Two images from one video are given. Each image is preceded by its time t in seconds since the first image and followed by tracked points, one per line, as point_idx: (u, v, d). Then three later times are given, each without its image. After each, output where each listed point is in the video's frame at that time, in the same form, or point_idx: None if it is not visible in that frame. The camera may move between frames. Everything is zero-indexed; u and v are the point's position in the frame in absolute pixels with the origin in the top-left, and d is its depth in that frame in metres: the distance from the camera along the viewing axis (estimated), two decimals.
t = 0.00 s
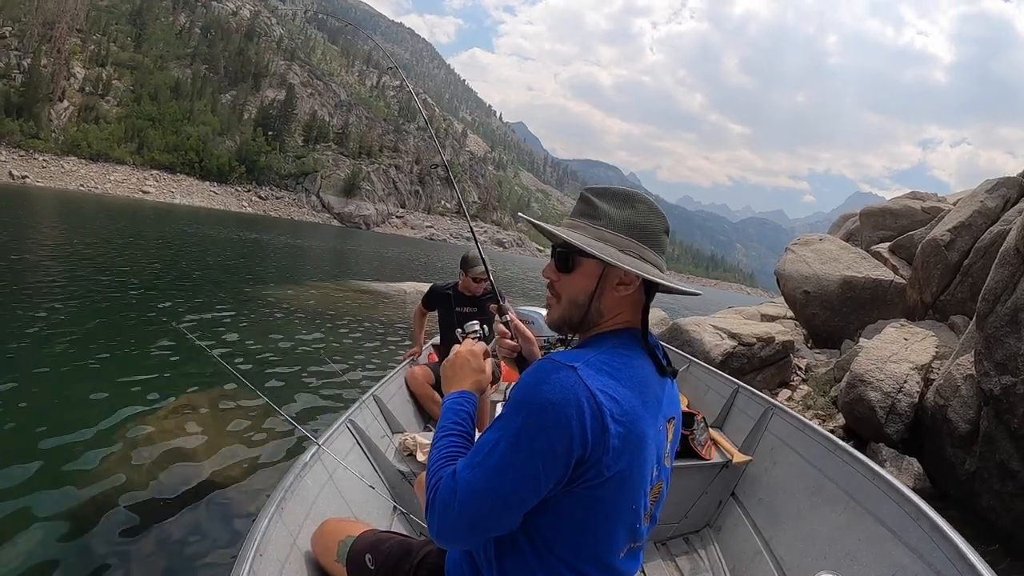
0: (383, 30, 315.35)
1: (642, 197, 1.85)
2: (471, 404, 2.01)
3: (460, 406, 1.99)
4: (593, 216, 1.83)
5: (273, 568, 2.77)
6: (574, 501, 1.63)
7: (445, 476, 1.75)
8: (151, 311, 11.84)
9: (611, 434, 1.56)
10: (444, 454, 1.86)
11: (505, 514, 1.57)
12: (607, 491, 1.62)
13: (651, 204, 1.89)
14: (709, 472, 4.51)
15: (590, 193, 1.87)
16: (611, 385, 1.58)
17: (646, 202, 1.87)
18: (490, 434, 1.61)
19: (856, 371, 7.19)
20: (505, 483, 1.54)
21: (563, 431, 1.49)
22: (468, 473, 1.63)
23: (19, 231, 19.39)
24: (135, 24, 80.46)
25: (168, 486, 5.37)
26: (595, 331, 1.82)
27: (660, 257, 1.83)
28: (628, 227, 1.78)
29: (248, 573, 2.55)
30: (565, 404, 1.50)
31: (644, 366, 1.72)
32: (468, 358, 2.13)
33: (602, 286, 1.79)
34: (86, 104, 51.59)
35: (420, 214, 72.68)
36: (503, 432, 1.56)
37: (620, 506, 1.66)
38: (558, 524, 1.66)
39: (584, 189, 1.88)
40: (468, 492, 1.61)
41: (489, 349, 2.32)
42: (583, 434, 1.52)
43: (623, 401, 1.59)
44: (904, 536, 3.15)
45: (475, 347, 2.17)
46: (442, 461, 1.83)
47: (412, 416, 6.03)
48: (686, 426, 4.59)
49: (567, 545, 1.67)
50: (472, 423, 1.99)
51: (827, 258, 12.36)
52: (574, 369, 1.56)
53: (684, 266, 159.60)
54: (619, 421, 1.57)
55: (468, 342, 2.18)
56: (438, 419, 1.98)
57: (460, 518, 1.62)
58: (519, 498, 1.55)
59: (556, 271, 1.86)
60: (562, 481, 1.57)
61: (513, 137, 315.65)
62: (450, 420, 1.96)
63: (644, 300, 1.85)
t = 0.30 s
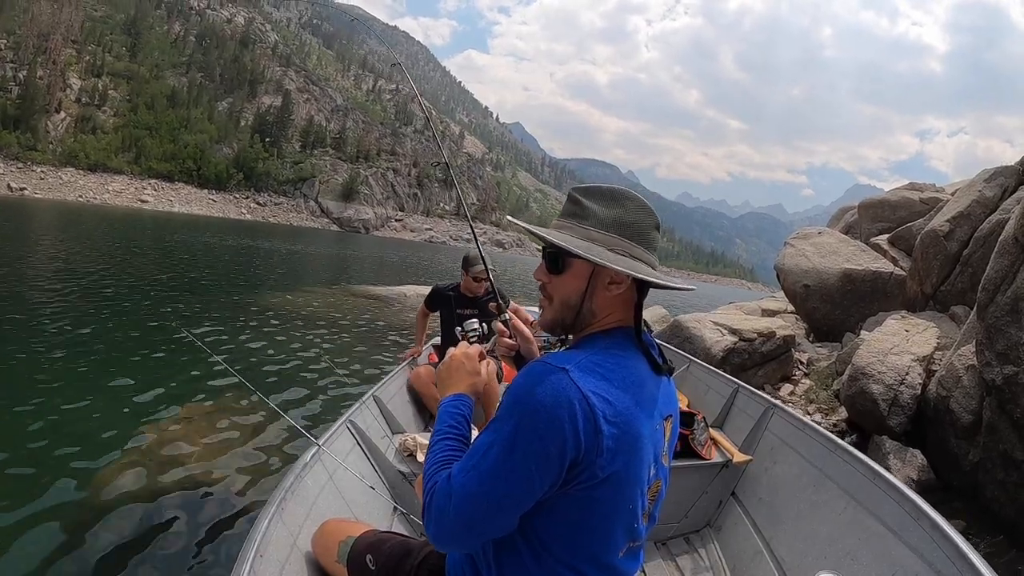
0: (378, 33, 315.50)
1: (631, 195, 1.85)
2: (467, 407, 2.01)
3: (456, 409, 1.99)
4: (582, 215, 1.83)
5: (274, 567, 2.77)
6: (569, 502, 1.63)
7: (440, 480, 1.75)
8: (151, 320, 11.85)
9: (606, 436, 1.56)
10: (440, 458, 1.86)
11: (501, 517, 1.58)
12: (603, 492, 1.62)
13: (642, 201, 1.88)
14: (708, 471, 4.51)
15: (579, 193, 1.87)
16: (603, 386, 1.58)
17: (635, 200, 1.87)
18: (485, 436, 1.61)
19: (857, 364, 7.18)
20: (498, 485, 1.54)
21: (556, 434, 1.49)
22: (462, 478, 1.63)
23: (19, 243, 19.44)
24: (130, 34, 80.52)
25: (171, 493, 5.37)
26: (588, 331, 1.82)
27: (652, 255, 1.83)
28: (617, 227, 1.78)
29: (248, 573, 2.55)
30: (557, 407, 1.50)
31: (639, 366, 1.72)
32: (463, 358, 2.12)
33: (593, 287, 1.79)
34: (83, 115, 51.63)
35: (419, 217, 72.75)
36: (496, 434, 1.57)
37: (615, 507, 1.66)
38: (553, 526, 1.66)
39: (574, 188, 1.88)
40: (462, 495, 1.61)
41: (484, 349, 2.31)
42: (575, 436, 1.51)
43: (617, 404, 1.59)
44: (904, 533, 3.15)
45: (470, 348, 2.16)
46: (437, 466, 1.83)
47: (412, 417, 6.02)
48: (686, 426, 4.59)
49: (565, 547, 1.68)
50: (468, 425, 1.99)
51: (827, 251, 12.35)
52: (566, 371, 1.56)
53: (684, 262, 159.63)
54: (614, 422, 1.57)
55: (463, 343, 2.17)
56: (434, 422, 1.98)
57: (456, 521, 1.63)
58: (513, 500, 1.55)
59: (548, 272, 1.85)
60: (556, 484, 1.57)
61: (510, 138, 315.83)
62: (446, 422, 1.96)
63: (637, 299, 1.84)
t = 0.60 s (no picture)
0: (375, 36, 315.59)
1: (637, 196, 1.84)
2: (470, 406, 2.01)
3: (459, 407, 1.99)
4: (588, 216, 1.83)
5: (273, 567, 2.77)
6: (571, 502, 1.62)
7: (442, 479, 1.75)
8: (152, 325, 11.86)
9: (609, 436, 1.56)
10: (442, 457, 1.85)
11: (503, 516, 1.57)
12: (605, 493, 1.62)
13: (646, 203, 1.88)
14: (709, 471, 4.51)
15: (584, 193, 1.87)
16: (608, 388, 1.58)
17: (641, 201, 1.86)
18: (488, 436, 1.61)
19: (859, 360, 7.18)
20: (500, 486, 1.54)
21: (560, 434, 1.49)
22: (465, 477, 1.63)
23: (20, 249, 19.46)
24: (128, 40, 80.53)
25: (172, 498, 5.38)
26: (592, 332, 1.82)
27: (656, 256, 1.83)
28: (622, 229, 1.78)
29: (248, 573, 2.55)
30: (562, 408, 1.50)
31: (642, 366, 1.72)
32: (466, 356, 2.12)
33: (598, 288, 1.79)
34: (81, 121, 51.66)
35: (418, 219, 72.78)
36: (500, 433, 1.56)
37: (618, 508, 1.66)
38: (554, 526, 1.67)
39: (579, 189, 1.88)
40: (465, 494, 1.61)
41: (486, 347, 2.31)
42: (578, 437, 1.51)
43: (621, 405, 1.59)
44: (905, 534, 3.14)
45: (474, 346, 2.16)
46: (440, 464, 1.83)
47: (412, 417, 6.00)
48: (686, 426, 4.58)
49: (567, 549, 1.67)
50: (470, 424, 1.98)
51: (827, 248, 12.33)
52: (571, 373, 1.55)
53: (684, 261, 159.62)
54: (616, 423, 1.57)
55: (467, 341, 2.17)
56: (437, 420, 1.98)
57: (457, 519, 1.63)
58: (514, 500, 1.55)
59: (552, 273, 1.86)
60: (558, 484, 1.57)
61: (509, 138, 315.92)
62: (449, 421, 1.96)
63: (641, 300, 1.83)
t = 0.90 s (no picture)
0: (375, 37, 315.74)
1: (640, 197, 1.85)
2: (472, 405, 2.02)
3: (461, 407, 1.99)
4: (591, 216, 1.83)
5: (273, 568, 2.77)
6: (574, 501, 1.62)
7: (445, 477, 1.74)
8: (152, 327, 11.87)
9: (611, 436, 1.56)
10: (444, 456, 1.85)
11: (506, 514, 1.57)
12: (607, 492, 1.62)
13: (650, 204, 1.88)
14: (710, 471, 4.50)
15: (587, 194, 1.87)
16: (611, 387, 1.58)
17: (643, 203, 1.87)
18: (490, 435, 1.61)
19: (860, 360, 7.17)
20: (504, 484, 1.54)
21: (563, 433, 1.49)
22: (468, 475, 1.62)
23: (21, 251, 19.48)
24: (128, 41, 80.58)
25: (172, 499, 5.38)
26: (595, 331, 1.82)
27: (658, 257, 1.83)
28: (625, 228, 1.78)
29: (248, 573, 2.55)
30: (564, 406, 1.49)
31: (645, 367, 1.72)
32: (470, 357, 2.11)
33: (601, 288, 1.79)
34: (81, 122, 51.69)
35: (418, 220, 72.87)
36: (503, 432, 1.56)
37: (618, 507, 1.66)
38: (557, 525, 1.66)
39: (582, 190, 1.88)
40: (467, 492, 1.61)
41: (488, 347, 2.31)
42: (581, 436, 1.51)
43: (623, 405, 1.58)
44: (905, 534, 3.14)
45: (477, 346, 2.16)
46: (442, 463, 1.83)
47: (412, 418, 5.99)
48: (687, 426, 4.57)
49: (568, 548, 1.67)
50: (472, 424, 1.98)
51: (827, 248, 12.33)
52: (574, 371, 1.55)
53: (684, 261, 159.64)
54: (619, 422, 1.57)
55: (470, 340, 2.17)
56: (439, 419, 1.98)
57: (460, 518, 1.62)
58: (517, 499, 1.54)
59: (555, 273, 1.86)
60: (560, 483, 1.57)
61: (509, 139, 316.16)
62: (451, 420, 1.96)
63: (643, 300, 1.83)
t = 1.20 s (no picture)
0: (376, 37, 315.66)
1: (641, 198, 1.84)
2: (473, 404, 2.01)
3: (462, 406, 1.99)
4: (591, 216, 1.83)
5: (273, 568, 2.77)
6: (573, 500, 1.62)
7: (446, 475, 1.74)
8: (152, 325, 11.88)
9: (611, 435, 1.56)
10: (445, 455, 1.85)
11: (505, 513, 1.57)
12: (606, 491, 1.62)
13: (649, 203, 1.88)
14: (709, 471, 4.50)
15: (587, 193, 1.87)
16: (611, 385, 1.58)
17: (643, 202, 1.86)
18: (489, 434, 1.61)
19: (861, 361, 7.17)
20: (504, 483, 1.54)
21: (563, 433, 1.49)
22: (468, 473, 1.63)
23: (21, 249, 19.47)
24: (129, 40, 80.50)
25: (172, 498, 5.38)
26: (596, 331, 1.82)
27: (658, 256, 1.83)
28: (625, 228, 1.78)
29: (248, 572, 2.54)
30: (564, 405, 1.49)
31: (645, 366, 1.72)
32: (469, 357, 2.11)
33: (601, 287, 1.79)
34: (82, 120, 51.65)
35: (419, 220, 72.91)
36: (503, 431, 1.56)
37: (618, 506, 1.65)
38: (557, 525, 1.66)
39: (581, 190, 1.89)
40: (468, 489, 1.61)
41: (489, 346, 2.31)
42: (580, 433, 1.51)
43: (623, 404, 1.59)
44: (905, 534, 3.13)
45: (479, 345, 2.16)
46: (443, 462, 1.83)
47: (412, 418, 5.98)
48: (686, 426, 4.57)
49: (568, 548, 1.67)
50: (473, 423, 1.98)
51: (828, 249, 12.32)
52: (574, 369, 1.55)
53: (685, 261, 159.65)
54: (618, 421, 1.57)
55: (471, 339, 2.17)
56: (440, 419, 1.97)
57: (460, 516, 1.63)
58: (517, 499, 1.55)
59: (555, 273, 1.86)
60: (561, 482, 1.57)
61: (509, 139, 316.21)
62: (451, 419, 1.96)
63: (643, 301, 1.83)
